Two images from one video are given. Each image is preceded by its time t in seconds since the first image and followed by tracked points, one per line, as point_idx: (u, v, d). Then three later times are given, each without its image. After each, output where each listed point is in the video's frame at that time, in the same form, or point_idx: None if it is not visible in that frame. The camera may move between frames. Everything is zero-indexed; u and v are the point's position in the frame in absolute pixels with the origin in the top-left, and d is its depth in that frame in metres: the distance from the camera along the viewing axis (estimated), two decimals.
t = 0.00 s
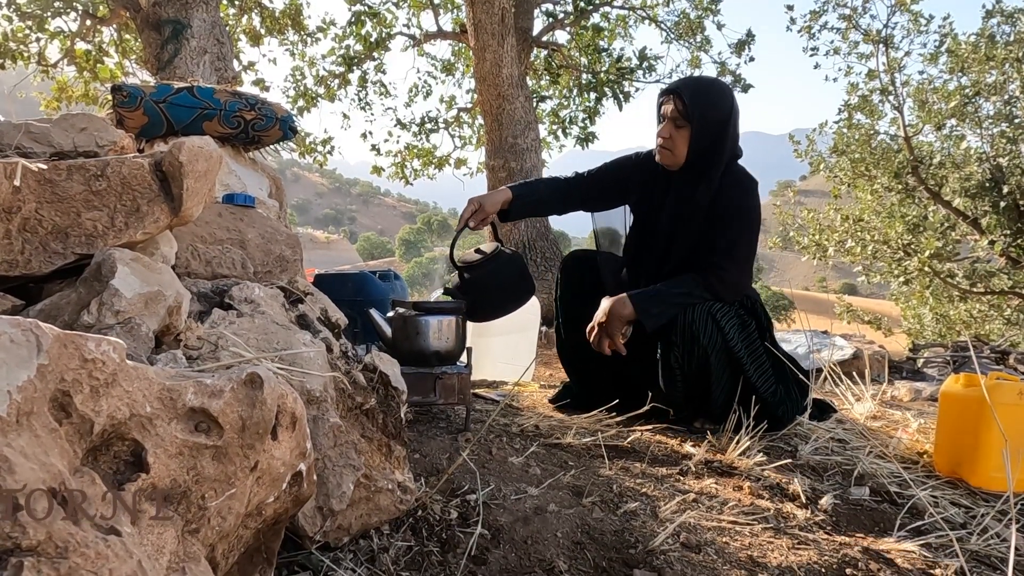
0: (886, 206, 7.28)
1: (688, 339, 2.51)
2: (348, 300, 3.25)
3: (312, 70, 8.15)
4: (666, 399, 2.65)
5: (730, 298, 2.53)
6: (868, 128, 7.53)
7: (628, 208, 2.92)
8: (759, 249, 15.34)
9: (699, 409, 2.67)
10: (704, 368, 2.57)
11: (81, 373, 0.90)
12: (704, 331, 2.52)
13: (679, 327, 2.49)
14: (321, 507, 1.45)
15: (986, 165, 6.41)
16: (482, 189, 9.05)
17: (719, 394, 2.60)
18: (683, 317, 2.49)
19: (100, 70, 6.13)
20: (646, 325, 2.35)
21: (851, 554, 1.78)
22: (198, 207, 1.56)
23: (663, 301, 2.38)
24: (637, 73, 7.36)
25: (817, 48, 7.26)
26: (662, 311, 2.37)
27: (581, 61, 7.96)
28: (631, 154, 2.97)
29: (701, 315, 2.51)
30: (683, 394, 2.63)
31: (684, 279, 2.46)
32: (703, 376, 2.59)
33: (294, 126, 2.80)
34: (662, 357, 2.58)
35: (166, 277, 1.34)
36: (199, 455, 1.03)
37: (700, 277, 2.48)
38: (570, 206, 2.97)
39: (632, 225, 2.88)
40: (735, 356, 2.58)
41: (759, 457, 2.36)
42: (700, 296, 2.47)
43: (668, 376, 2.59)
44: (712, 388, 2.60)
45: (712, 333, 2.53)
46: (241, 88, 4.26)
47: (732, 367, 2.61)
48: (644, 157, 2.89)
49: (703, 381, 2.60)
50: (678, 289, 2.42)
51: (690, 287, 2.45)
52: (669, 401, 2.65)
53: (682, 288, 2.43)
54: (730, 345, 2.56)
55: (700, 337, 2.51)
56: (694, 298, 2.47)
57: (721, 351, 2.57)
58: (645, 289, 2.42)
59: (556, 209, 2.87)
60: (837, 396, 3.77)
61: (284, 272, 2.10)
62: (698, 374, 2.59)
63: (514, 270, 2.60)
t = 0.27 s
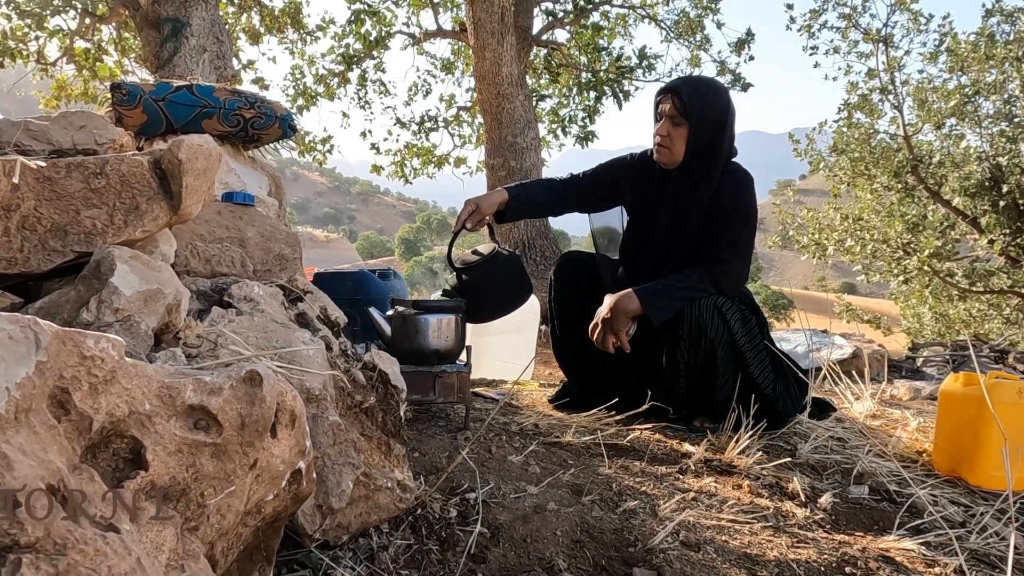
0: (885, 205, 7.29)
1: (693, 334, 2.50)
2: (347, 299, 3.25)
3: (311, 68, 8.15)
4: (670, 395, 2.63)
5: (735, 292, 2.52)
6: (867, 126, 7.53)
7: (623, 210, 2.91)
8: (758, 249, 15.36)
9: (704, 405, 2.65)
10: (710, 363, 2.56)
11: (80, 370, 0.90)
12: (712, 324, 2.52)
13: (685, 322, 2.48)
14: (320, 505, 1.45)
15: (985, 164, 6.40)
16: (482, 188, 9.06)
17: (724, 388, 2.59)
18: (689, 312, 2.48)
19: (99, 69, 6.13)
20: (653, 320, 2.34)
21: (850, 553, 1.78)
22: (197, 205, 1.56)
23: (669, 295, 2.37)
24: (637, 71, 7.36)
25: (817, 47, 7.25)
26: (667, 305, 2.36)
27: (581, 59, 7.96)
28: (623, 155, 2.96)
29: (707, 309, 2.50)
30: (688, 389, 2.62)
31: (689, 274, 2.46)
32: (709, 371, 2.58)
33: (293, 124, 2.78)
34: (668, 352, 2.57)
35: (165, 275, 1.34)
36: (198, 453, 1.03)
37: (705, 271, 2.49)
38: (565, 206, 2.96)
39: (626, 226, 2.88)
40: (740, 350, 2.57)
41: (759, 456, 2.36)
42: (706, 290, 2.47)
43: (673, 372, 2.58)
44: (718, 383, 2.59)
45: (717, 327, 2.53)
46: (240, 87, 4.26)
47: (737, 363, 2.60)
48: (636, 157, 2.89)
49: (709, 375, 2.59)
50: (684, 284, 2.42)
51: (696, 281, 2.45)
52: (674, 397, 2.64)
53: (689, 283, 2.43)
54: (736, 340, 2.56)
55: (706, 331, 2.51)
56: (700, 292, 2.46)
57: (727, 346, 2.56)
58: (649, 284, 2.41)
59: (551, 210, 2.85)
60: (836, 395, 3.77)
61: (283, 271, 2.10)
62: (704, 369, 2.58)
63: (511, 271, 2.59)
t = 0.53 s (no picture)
0: (884, 204, 7.30)
1: (698, 329, 2.50)
2: (346, 297, 3.25)
3: (310, 67, 8.14)
4: (673, 390, 2.64)
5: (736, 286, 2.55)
6: (866, 125, 7.54)
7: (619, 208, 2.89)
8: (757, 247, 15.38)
9: (705, 399, 2.66)
10: (713, 356, 2.58)
11: (78, 367, 0.90)
12: (714, 319, 2.52)
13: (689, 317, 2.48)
14: (319, 503, 1.45)
15: (983, 163, 6.38)
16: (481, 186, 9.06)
17: (727, 382, 2.61)
18: (693, 307, 2.48)
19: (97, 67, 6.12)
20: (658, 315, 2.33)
21: (848, 551, 1.79)
22: (195, 202, 1.55)
23: (674, 290, 2.37)
24: (636, 70, 7.36)
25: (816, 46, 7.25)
26: (672, 300, 2.36)
27: (580, 58, 7.96)
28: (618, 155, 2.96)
29: (711, 304, 2.51)
30: (690, 383, 2.63)
31: (692, 269, 2.45)
32: (712, 365, 2.59)
33: (292, 122, 2.78)
34: (672, 348, 2.56)
35: (163, 273, 1.34)
36: (196, 450, 1.03)
37: (708, 266, 2.49)
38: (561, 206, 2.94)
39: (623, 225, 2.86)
40: (741, 344, 2.59)
41: (757, 454, 2.37)
42: (710, 285, 2.47)
43: (676, 367, 2.58)
44: (720, 376, 2.60)
45: (720, 321, 2.54)
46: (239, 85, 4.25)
47: (738, 357, 2.61)
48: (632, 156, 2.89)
49: (712, 368, 2.61)
50: (688, 278, 2.41)
51: (701, 275, 2.45)
52: (676, 392, 2.64)
53: (694, 278, 2.42)
54: (738, 334, 2.58)
55: (710, 325, 2.52)
56: (705, 286, 2.46)
57: (729, 342, 2.58)
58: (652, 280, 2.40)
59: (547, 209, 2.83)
60: (835, 393, 3.78)
61: (282, 269, 2.10)
62: (708, 363, 2.59)
63: (509, 270, 2.59)
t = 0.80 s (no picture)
0: (882, 202, 7.31)
1: (701, 324, 2.50)
2: (344, 295, 3.26)
3: (309, 65, 8.13)
4: (675, 386, 2.64)
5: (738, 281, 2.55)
6: (864, 124, 7.54)
7: (615, 206, 2.88)
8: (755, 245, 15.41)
9: (706, 395, 2.66)
10: (717, 352, 2.58)
11: (74, 361, 0.90)
12: (718, 314, 2.52)
13: (692, 313, 2.48)
14: (317, 500, 1.45)
15: (982, 162, 6.40)
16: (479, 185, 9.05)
17: (729, 378, 2.61)
18: (698, 302, 2.48)
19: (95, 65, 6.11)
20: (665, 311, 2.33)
21: (846, 548, 1.79)
22: (193, 199, 1.55)
23: (679, 286, 2.36)
24: (635, 69, 7.36)
25: (815, 44, 7.26)
26: (678, 296, 2.35)
27: (578, 56, 7.96)
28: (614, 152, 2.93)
29: (715, 299, 2.52)
30: (691, 379, 2.63)
31: (695, 264, 2.45)
32: (715, 361, 2.60)
33: (290, 120, 2.78)
34: (674, 345, 2.56)
35: (161, 270, 1.34)
36: (193, 446, 1.03)
37: (711, 261, 2.49)
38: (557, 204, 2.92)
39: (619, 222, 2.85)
40: (744, 340, 2.59)
41: (755, 452, 2.37)
42: (713, 281, 2.47)
43: (679, 363, 2.58)
44: (723, 372, 2.61)
45: (723, 317, 2.55)
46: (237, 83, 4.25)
47: (740, 354, 2.62)
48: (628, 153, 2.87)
49: (715, 364, 2.61)
50: (692, 274, 2.41)
51: (705, 272, 2.44)
52: (678, 388, 2.64)
53: (699, 273, 2.42)
54: (740, 330, 2.58)
55: (714, 321, 2.52)
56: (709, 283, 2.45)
57: (732, 338, 2.58)
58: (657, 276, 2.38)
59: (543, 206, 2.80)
60: (833, 391, 3.79)
61: (280, 267, 2.10)
62: (711, 358, 2.59)
63: (506, 267, 2.59)
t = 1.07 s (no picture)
0: (881, 200, 7.32)
1: (710, 319, 2.50)
2: (343, 294, 3.26)
3: (308, 64, 8.13)
4: (679, 383, 2.63)
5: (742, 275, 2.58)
6: (863, 123, 7.55)
7: (613, 204, 2.85)
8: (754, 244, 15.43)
9: (708, 391, 2.65)
10: (723, 347, 2.58)
11: (74, 356, 0.90)
12: (727, 309, 2.53)
13: (702, 308, 2.48)
14: (317, 498, 1.45)
15: (980, 160, 6.41)
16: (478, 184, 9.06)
17: (732, 374, 2.61)
18: (708, 298, 2.48)
19: (94, 64, 6.10)
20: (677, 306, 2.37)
21: (845, 544, 1.79)
22: (192, 197, 1.55)
23: (690, 282, 2.39)
24: (634, 67, 7.36)
25: (813, 43, 7.26)
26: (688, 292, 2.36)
27: (577, 55, 7.97)
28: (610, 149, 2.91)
29: (724, 294, 2.53)
30: (696, 376, 2.63)
31: (704, 262, 2.46)
32: (721, 356, 2.60)
33: (289, 119, 2.77)
34: (680, 342, 2.55)
35: (161, 267, 1.34)
36: (193, 441, 1.03)
37: (720, 258, 2.52)
38: (554, 202, 2.92)
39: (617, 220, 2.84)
40: (749, 336, 2.60)
41: (754, 449, 2.37)
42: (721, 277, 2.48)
43: (684, 359, 2.57)
44: (728, 367, 2.61)
45: (731, 312, 2.55)
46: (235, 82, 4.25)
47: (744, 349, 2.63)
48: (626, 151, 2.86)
49: (719, 360, 2.62)
50: (703, 272, 2.43)
51: (714, 268, 2.47)
52: (682, 385, 2.63)
53: (709, 270, 2.44)
54: (747, 326, 2.59)
55: (723, 316, 2.52)
56: (719, 279, 2.49)
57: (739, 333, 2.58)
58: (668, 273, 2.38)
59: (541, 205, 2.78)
60: (832, 389, 3.80)
61: (280, 265, 2.10)
62: (717, 354, 2.59)
63: (505, 264, 2.59)
